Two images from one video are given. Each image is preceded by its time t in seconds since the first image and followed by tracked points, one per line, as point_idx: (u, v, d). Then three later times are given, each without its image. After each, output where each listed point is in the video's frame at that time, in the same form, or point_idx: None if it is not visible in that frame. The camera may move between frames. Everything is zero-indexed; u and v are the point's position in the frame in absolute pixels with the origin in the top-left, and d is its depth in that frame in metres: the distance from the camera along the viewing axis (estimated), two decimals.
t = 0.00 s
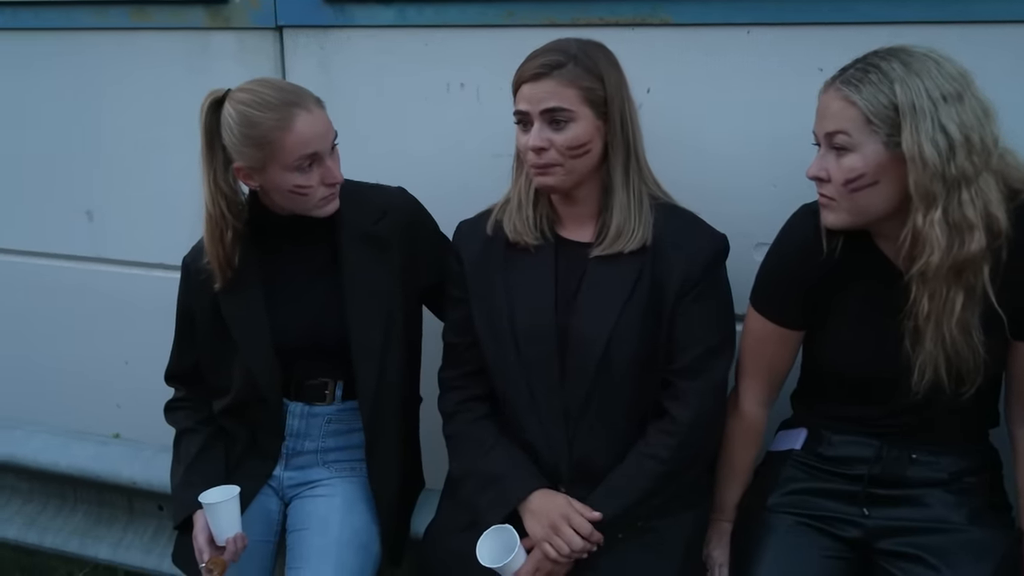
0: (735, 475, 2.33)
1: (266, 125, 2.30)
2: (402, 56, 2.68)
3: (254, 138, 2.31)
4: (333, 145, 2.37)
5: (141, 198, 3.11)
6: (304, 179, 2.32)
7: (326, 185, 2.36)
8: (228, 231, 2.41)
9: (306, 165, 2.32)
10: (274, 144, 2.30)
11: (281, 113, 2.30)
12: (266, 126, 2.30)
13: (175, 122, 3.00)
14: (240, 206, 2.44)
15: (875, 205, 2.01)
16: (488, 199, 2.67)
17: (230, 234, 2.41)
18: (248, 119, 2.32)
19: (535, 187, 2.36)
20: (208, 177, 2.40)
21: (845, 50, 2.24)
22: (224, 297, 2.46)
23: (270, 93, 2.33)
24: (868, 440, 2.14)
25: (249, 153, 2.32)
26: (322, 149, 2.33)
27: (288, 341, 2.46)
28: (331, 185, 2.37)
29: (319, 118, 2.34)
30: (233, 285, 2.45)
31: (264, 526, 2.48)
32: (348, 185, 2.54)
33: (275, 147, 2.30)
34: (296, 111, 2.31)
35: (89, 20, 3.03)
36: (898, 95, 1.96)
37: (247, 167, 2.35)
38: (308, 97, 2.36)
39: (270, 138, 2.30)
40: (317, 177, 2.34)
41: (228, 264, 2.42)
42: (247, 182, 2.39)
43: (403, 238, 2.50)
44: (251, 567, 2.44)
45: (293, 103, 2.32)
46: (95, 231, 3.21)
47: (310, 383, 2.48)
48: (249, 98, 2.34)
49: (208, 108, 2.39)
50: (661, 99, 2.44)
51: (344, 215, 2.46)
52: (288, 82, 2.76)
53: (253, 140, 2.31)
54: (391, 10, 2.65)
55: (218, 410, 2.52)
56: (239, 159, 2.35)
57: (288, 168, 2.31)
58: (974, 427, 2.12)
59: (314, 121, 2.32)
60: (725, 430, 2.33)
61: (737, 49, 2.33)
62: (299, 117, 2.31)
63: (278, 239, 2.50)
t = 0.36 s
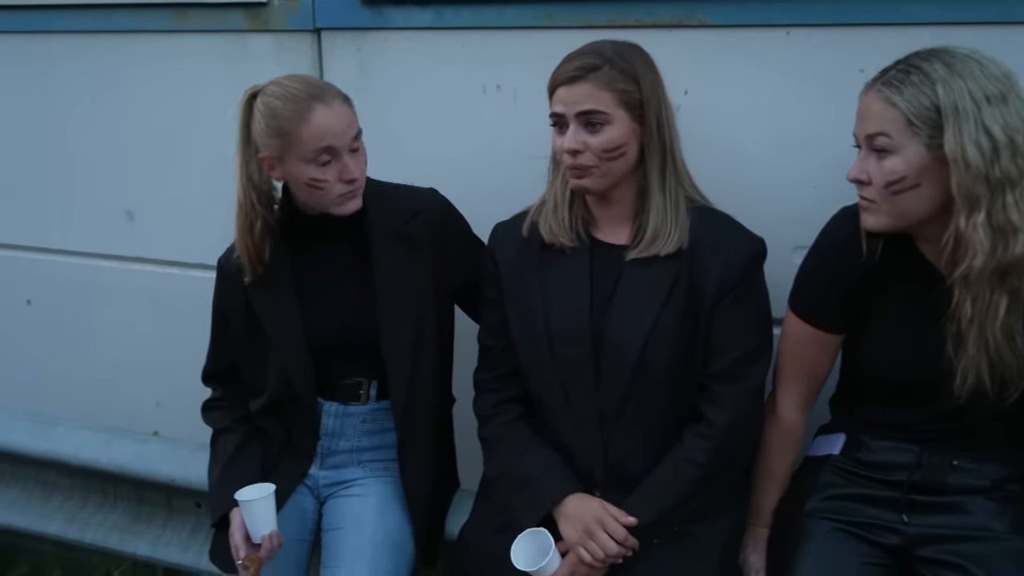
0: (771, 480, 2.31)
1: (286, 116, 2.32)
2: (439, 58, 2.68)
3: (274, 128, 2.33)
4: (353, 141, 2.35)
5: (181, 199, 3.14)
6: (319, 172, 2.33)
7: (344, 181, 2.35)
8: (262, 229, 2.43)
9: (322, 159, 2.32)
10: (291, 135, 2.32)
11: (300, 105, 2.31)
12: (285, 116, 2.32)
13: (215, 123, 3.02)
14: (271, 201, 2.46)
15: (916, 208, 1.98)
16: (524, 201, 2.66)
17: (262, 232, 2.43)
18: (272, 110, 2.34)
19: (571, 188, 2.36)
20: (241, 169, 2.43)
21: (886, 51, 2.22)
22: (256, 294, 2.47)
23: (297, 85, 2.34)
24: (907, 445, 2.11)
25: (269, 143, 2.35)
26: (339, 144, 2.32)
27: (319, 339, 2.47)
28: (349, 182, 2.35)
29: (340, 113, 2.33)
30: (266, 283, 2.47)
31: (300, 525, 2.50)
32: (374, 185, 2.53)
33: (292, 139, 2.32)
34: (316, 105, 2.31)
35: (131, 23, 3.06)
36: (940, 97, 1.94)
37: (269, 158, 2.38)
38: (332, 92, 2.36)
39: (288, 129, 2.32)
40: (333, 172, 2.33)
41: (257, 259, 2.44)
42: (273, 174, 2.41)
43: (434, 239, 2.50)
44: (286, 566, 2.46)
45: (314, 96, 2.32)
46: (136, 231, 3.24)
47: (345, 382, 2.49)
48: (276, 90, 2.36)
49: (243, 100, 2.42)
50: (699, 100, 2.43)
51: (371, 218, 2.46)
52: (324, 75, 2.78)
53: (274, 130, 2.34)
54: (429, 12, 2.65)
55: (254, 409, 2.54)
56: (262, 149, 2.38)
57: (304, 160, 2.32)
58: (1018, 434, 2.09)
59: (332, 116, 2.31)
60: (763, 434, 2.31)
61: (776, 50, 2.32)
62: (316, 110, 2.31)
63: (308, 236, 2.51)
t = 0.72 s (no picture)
0: (810, 485, 2.29)
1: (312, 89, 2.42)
2: (478, 60, 2.69)
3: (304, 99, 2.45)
4: (348, 131, 2.34)
5: (222, 199, 3.18)
6: (309, 145, 2.37)
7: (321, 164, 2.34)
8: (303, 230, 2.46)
9: (316, 134, 2.37)
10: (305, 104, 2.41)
11: (321, 82, 2.39)
12: (310, 89, 2.41)
13: (256, 124, 3.06)
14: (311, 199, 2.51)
15: (959, 212, 1.96)
16: (563, 203, 2.66)
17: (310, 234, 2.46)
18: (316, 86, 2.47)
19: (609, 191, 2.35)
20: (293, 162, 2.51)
21: (928, 52, 2.19)
22: (287, 293, 2.48)
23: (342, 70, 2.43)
24: (950, 452, 2.10)
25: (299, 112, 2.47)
26: (329, 124, 2.34)
27: (352, 339, 2.46)
28: (324, 165, 2.34)
29: (346, 100, 2.35)
30: (297, 283, 2.47)
31: (335, 523, 2.51)
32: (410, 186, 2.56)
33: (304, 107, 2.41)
34: (333, 86, 2.37)
35: (175, 26, 3.11)
36: (982, 99, 1.91)
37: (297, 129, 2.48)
38: (359, 89, 2.37)
39: (307, 98, 2.42)
40: (318, 149, 2.36)
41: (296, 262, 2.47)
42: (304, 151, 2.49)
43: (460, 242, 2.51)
44: (321, 564, 2.47)
45: (339, 81, 2.39)
46: (178, 231, 3.29)
47: (374, 383, 2.50)
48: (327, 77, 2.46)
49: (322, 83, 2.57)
50: (738, 102, 2.42)
51: (401, 220, 2.47)
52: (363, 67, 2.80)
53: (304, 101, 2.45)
54: (467, 14, 2.66)
55: (287, 408, 2.55)
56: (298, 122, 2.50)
57: (303, 129, 2.39)
58: None
59: (337, 97, 2.35)
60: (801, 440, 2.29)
61: (817, 51, 2.30)
62: (329, 90, 2.37)
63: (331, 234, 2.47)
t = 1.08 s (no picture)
0: (867, 496, 2.25)
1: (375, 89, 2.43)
2: (535, 62, 2.69)
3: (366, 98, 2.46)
4: (412, 135, 2.36)
5: (280, 197, 3.22)
6: (372, 147, 2.38)
7: (384, 167, 2.36)
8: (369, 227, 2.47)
9: (379, 136, 2.38)
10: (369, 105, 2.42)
11: (385, 83, 2.41)
12: (374, 89, 2.43)
13: (314, 123, 3.09)
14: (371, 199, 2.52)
15: None
16: (618, 205, 2.65)
17: (377, 230, 2.46)
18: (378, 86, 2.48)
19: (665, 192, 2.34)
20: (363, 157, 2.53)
21: (994, 57, 2.15)
22: (340, 290, 2.45)
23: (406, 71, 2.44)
24: (1012, 466, 2.06)
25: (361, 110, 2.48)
26: (393, 126, 2.36)
27: (405, 336, 2.44)
28: (388, 169, 2.36)
29: (412, 104, 2.36)
30: (351, 279, 2.44)
31: (387, 521, 2.49)
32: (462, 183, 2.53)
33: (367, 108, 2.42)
34: (396, 88, 2.39)
35: (236, 27, 3.15)
36: None
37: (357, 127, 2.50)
38: (423, 92, 2.39)
39: (370, 99, 2.43)
40: (381, 151, 2.37)
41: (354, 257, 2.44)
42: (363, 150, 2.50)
43: (510, 243, 2.48)
44: (371, 561, 2.46)
45: (402, 82, 2.40)
46: (236, 229, 3.33)
47: (428, 381, 2.47)
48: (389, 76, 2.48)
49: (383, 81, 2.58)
50: (797, 106, 2.39)
51: (452, 219, 2.45)
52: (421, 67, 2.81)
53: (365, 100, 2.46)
54: (525, 16, 2.67)
55: (341, 404, 2.53)
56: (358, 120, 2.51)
57: (366, 130, 2.40)
58: None
59: (402, 101, 2.36)
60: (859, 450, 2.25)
61: (879, 55, 2.27)
62: (393, 92, 2.38)
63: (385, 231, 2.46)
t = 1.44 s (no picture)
0: (964, 512, 2.18)
1: (462, 93, 2.44)
2: (625, 65, 2.67)
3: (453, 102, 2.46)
4: (499, 140, 2.36)
5: (368, 197, 3.26)
6: (458, 151, 2.39)
7: (471, 171, 2.36)
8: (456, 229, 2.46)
9: (466, 141, 2.38)
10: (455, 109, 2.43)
11: (472, 87, 2.41)
12: (461, 93, 2.43)
13: (403, 125, 3.12)
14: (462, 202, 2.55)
15: None
16: (707, 211, 2.62)
17: (461, 233, 2.46)
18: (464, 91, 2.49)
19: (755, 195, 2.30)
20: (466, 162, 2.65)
21: None
22: (424, 293, 2.46)
23: (493, 76, 2.45)
24: None
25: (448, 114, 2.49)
26: (481, 131, 2.36)
27: (486, 338, 2.44)
28: (473, 173, 2.36)
29: (498, 108, 2.36)
30: (434, 282, 2.44)
31: (467, 522, 2.49)
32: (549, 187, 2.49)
33: (454, 112, 2.42)
34: (484, 93, 2.39)
35: (328, 28, 3.19)
36: None
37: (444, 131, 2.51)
38: (510, 96, 2.38)
39: (457, 103, 2.44)
40: (468, 156, 2.37)
41: (438, 258, 2.44)
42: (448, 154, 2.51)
43: (589, 246, 2.44)
44: (452, 563, 2.46)
45: (490, 86, 2.40)
46: (325, 228, 3.39)
47: (509, 383, 2.46)
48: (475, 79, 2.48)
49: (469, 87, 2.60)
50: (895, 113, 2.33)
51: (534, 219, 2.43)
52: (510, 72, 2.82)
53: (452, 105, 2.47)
54: (616, 19, 2.65)
55: (423, 404, 2.54)
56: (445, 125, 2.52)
57: (452, 134, 2.40)
58: None
59: (489, 105, 2.36)
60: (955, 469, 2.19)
61: (983, 61, 2.20)
62: (480, 96, 2.39)
63: (468, 233, 2.46)
